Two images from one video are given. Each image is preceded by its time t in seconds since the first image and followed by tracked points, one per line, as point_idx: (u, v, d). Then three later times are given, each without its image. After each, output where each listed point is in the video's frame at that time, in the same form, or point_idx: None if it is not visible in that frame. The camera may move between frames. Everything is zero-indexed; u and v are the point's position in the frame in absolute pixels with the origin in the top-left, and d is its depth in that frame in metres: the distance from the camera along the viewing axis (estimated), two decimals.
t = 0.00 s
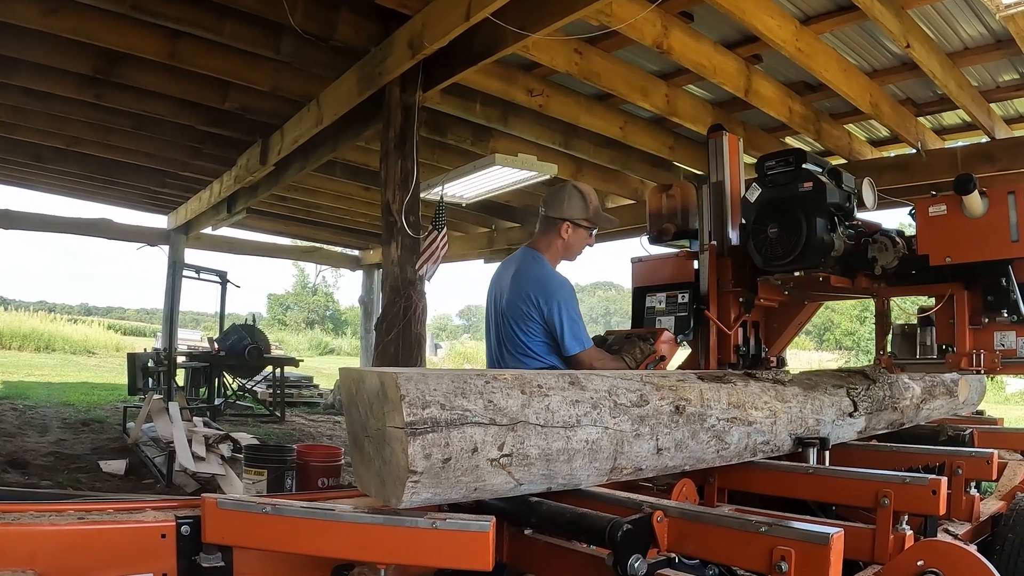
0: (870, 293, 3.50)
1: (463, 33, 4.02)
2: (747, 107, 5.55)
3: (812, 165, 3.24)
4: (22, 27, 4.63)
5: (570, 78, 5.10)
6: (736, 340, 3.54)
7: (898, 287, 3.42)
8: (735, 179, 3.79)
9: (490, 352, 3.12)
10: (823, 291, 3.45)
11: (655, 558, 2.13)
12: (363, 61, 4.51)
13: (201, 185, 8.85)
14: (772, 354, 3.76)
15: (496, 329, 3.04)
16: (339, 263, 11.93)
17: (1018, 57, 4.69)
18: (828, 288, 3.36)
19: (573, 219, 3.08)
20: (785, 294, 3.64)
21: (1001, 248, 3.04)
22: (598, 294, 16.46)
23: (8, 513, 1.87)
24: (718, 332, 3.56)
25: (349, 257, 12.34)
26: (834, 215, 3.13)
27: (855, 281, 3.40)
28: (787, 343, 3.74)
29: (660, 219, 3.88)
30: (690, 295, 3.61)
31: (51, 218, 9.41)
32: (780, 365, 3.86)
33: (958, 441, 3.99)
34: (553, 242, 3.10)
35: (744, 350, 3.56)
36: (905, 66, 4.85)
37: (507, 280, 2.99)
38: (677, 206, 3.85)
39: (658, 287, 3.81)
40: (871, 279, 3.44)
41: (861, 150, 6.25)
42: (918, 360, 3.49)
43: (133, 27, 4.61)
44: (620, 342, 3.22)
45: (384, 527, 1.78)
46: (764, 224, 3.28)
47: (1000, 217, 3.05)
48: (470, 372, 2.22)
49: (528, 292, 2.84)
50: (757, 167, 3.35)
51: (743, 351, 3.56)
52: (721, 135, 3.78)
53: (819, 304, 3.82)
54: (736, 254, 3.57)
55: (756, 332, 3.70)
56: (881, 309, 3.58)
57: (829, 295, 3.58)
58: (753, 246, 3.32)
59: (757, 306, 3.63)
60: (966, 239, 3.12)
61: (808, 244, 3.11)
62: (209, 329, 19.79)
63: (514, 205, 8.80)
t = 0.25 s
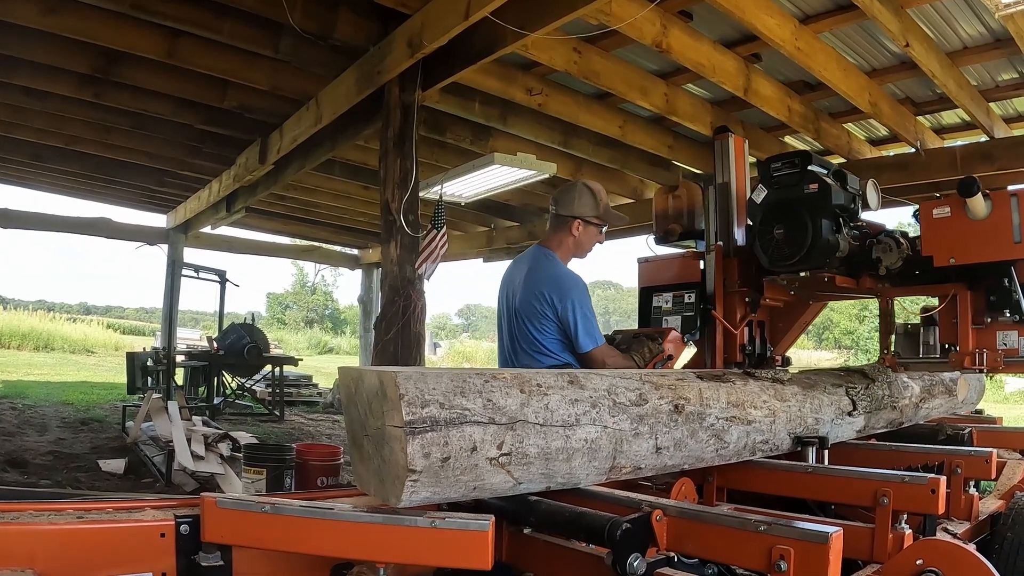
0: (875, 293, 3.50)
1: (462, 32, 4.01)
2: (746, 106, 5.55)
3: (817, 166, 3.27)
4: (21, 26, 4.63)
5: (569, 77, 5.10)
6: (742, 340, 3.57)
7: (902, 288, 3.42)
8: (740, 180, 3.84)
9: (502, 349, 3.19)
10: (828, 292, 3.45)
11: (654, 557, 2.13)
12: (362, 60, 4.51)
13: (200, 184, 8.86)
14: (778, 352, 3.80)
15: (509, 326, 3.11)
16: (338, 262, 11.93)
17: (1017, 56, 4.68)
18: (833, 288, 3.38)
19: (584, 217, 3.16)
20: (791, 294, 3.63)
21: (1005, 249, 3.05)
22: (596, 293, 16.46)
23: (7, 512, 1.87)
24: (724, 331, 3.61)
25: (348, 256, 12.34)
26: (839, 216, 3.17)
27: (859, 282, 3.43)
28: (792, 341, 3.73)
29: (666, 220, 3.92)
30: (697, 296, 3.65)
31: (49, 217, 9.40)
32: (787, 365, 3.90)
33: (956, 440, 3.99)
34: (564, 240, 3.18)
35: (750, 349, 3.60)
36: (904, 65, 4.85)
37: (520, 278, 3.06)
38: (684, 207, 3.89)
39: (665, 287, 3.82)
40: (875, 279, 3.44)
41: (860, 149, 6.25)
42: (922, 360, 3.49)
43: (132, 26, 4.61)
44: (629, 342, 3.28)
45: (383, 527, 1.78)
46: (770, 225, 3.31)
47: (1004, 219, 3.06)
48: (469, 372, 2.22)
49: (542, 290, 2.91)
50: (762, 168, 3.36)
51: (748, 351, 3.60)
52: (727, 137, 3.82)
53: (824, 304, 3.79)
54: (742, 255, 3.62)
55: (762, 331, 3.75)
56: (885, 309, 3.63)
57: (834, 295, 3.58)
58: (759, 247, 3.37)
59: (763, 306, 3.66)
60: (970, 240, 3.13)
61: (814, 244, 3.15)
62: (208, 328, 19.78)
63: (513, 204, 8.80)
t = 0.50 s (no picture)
0: (879, 293, 3.52)
1: (461, 31, 4.01)
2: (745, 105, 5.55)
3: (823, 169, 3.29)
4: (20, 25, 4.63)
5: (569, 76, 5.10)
6: (748, 339, 3.59)
7: (905, 288, 3.46)
8: (747, 180, 3.75)
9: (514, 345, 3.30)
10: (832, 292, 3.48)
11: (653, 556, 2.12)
12: (361, 59, 4.51)
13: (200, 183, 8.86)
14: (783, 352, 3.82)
15: (521, 323, 3.21)
16: (337, 261, 11.93)
17: (1016, 55, 4.68)
18: (838, 288, 3.42)
19: (596, 217, 3.29)
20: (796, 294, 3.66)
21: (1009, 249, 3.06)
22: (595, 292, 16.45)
23: (6, 511, 1.87)
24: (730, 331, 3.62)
25: (347, 255, 12.34)
26: (844, 218, 3.21)
27: (863, 282, 3.46)
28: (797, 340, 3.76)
29: (673, 221, 3.99)
30: (702, 295, 3.69)
31: (49, 217, 9.40)
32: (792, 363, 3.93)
33: (955, 439, 3.98)
34: (578, 239, 3.31)
35: (756, 348, 3.60)
36: (903, 64, 4.85)
37: (534, 276, 3.17)
38: (690, 207, 3.94)
39: (671, 287, 3.89)
40: (879, 279, 3.48)
41: (859, 149, 6.25)
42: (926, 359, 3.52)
43: (131, 25, 4.60)
44: (637, 341, 3.35)
45: (383, 526, 1.78)
46: (776, 227, 3.34)
47: (1007, 221, 3.08)
48: (468, 371, 2.22)
49: (557, 289, 3.02)
50: (769, 171, 3.41)
51: (754, 350, 3.61)
52: (733, 139, 3.76)
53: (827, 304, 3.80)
54: (748, 255, 3.61)
55: (768, 330, 3.76)
56: (889, 308, 3.60)
57: (838, 295, 3.58)
58: (765, 248, 3.39)
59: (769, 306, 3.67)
60: (974, 241, 3.14)
61: (820, 245, 3.17)
62: (207, 327, 19.77)
63: (513, 203, 8.81)
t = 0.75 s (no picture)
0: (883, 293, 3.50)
1: (460, 30, 4.01)
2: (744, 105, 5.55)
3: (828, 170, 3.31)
4: (19, 24, 4.63)
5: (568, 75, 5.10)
6: (754, 339, 3.61)
7: (911, 288, 3.44)
8: (751, 181, 3.84)
9: (524, 344, 3.32)
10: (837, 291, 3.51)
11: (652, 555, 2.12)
12: (360, 58, 4.51)
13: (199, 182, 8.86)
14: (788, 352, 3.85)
15: (532, 322, 3.23)
16: (336, 260, 11.93)
17: (1015, 54, 4.68)
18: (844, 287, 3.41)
19: (609, 218, 3.33)
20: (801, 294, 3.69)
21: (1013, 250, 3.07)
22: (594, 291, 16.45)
23: (5, 510, 1.87)
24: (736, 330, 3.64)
25: (346, 254, 12.34)
26: (849, 219, 3.22)
27: (867, 283, 3.43)
28: (802, 340, 3.77)
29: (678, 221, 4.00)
30: (709, 295, 3.70)
31: (48, 216, 9.40)
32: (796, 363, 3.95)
33: (955, 439, 3.97)
34: (590, 240, 3.36)
35: (761, 347, 3.63)
36: (902, 64, 4.85)
37: (546, 276, 3.19)
38: (696, 208, 3.96)
39: (677, 287, 3.90)
40: (883, 279, 3.45)
41: (858, 148, 6.25)
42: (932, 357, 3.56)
43: (130, 24, 4.60)
44: (645, 340, 3.40)
45: (383, 525, 1.78)
46: (782, 229, 3.36)
47: (1011, 222, 3.08)
48: (468, 370, 2.22)
49: (570, 288, 3.05)
50: (775, 172, 3.41)
51: (760, 349, 3.63)
52: (739, 139, 3.82)
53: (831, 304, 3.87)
54: (754, 255, 3.63)
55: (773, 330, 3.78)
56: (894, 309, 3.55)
57: (843, 295, 3.61)
58: (771, 248, 3.42)
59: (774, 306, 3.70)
60: (978, 242, 3.15)
61: (824, 247, 3.18)
62: (206, 326, 19.76)
63: (512, 203, 8.81)
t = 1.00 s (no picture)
0: (887, 293, 3.53)
1: (460, 30, 4.01)
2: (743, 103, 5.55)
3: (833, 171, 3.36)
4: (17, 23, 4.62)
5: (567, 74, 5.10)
6: (759, 338, 3.62)
7: (914, 288, 3.44)
8: (756, 183, 3.77)
9: (531, 344, 3.34)
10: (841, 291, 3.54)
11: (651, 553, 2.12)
12: (359, 57, 4.50)
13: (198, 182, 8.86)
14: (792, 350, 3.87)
15: (541, 322, 3.27)
16: (335, 260, 11.93)
17: (1015, 53, 4.69)
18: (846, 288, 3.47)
19: (617, 219, 3.37)
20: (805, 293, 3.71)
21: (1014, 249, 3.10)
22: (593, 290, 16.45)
23: (4, 510, 1.87)
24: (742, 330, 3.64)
25: (345, 253, 12.34)
26: (853, 219, 3.28)
27: (871, 282, 3.48)
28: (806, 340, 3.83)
29: (683, 222, 4.04)
30: (715, 295, 3.73)
31: (47, 215, 9.40)
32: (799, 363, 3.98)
33: (954, 438, 3.95)
34: (598, 240, 3.40)
35: (767, 347, 3.64)
36: (902, 63, 4.85)
37: (556, 276, 3.23)
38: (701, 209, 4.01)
39: (682, 287, 3.91)
40: (886, 279, 3.47)
41: (858, 147, 6.25)
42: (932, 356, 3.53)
43: (129, 23, 4.60)
44: (653, 339, 3.49)
45: (383, 523, 1.78)
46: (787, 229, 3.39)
47: (1013, 223, 3.11)
48: (467, 369, 2.22)
49: (580, 288, 3.10)
50: (780, 173, 3.48)
51: (765, 348, 3.64)
52: (743, 142, 3.76)
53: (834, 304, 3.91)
54: (759, 256, 3.65)
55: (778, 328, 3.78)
56: (897, 308, 3.58)
57: (847, 294, 3.64)
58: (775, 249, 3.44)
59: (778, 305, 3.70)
60: (980, 242, 3.17)
61: (829, 247, 3.24)
62: (205, 326, 19.76)
63: (511, 202, 8.81)
